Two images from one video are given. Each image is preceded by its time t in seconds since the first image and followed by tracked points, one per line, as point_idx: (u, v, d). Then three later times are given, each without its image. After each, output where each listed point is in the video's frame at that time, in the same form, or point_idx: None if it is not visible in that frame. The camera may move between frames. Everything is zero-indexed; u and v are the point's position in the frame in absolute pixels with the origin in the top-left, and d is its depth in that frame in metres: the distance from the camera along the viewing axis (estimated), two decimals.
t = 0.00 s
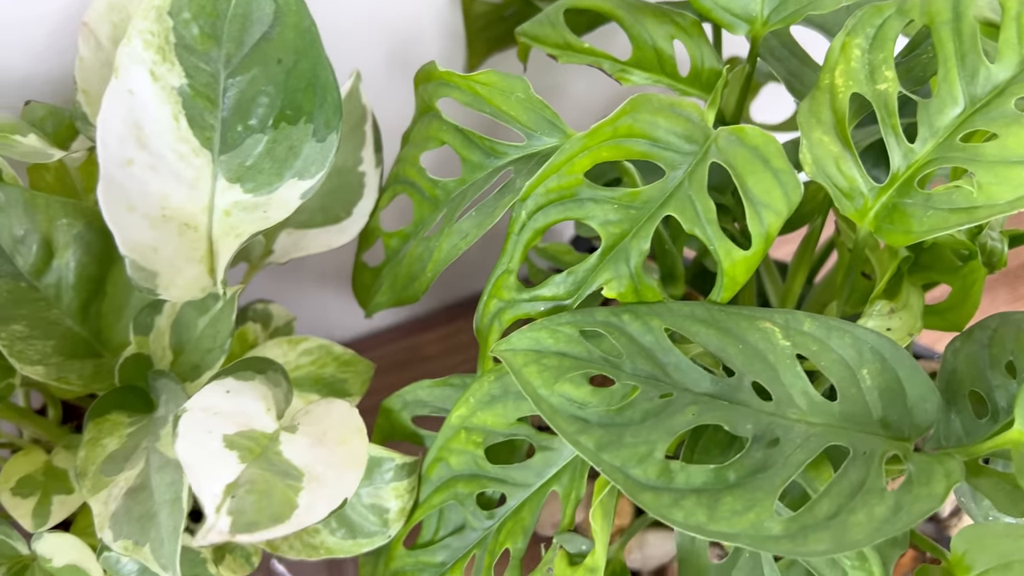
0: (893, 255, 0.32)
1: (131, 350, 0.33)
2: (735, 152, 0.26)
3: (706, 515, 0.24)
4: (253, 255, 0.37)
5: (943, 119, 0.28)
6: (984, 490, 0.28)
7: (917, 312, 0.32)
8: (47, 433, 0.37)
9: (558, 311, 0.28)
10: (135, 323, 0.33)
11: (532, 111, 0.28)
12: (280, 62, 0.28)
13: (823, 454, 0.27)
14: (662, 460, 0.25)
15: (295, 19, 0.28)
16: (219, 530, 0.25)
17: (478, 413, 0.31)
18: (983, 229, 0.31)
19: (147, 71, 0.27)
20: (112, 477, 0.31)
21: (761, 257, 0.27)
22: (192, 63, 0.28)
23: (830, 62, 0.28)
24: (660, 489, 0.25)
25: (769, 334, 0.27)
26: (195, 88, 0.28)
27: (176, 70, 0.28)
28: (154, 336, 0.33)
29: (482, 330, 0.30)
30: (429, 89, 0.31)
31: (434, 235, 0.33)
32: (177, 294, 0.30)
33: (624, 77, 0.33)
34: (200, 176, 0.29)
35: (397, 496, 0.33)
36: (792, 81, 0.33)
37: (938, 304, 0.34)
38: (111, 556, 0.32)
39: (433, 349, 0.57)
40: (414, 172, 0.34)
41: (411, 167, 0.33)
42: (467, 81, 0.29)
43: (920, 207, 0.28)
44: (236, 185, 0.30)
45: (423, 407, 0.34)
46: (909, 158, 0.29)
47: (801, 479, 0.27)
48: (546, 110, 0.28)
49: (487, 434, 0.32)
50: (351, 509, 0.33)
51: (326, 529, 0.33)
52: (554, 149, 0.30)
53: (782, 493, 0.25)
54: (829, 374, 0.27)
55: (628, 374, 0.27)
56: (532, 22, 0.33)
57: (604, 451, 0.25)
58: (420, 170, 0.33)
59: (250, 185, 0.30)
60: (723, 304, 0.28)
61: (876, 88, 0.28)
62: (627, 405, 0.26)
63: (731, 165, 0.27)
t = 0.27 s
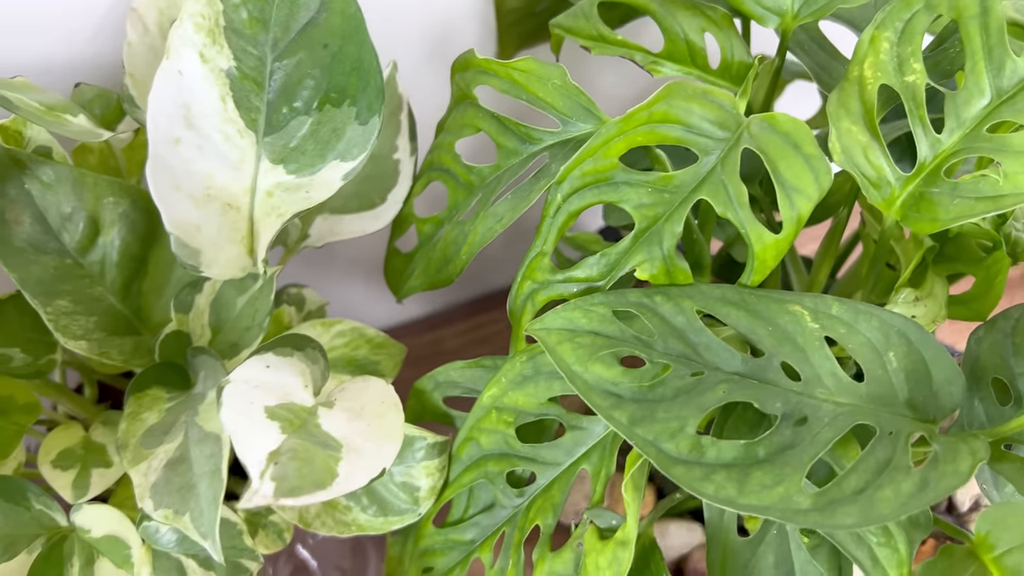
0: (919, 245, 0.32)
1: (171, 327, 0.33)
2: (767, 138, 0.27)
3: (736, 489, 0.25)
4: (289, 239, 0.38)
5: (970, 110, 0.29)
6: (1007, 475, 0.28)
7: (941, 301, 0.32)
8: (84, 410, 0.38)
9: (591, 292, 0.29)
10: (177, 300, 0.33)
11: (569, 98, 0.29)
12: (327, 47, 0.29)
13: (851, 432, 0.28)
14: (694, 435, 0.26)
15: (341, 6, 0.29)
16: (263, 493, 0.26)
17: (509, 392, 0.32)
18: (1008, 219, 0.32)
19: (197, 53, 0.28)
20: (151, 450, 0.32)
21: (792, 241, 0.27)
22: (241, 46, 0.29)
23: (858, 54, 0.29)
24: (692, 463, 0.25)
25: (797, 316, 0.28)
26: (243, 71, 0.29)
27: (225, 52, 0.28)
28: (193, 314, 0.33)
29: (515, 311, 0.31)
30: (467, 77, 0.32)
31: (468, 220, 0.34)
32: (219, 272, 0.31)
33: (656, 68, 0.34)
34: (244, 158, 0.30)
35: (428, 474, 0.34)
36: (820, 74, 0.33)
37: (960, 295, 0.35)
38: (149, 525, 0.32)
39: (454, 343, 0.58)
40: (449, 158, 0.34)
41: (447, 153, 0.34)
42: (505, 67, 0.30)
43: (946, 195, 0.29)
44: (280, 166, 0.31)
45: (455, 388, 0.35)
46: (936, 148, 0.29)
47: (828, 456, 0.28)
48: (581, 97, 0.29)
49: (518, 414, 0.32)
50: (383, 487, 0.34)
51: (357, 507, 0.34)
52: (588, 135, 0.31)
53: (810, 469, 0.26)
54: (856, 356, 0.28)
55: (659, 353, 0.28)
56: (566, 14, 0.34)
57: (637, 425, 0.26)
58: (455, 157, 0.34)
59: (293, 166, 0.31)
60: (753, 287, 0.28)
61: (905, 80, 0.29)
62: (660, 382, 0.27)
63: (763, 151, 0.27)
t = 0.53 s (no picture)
0: (937, 236, 0.33)
1: (207, 307, 0.34)
2: (793, 125, 0.28)
3: (761, 463, 0.26)
4: (321, 224, 0.38)
5: (990, 102, 0.30)
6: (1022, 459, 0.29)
7: (959, 290, 0.33)
8: (116, 389, 0.39)
9: (618, 275, 0.30)
10: (214, 280, 0.34)
11: (599, 85, 0.30)
12: (367, 33, 0.30)
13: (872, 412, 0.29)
14: (720, 410, 0.27)
15: None
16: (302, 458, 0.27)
17: (536, 373, 0.32)
18: None
19: (242, 37, 0.29)
20: (187, 423, 0.32)
21: (816, 225, 0.28)
22: (283, 31, 0.30)
23: (880, 48, 0.30)
24: (717, 437, 0.26)
25: (820, 299, 0.28)
26: (285, 55, 0.30)
27: (268, 37, 0.29)
28: (228, 294, 0.35)
29: (543, 293, 0.32)
30: (498, 66, 0.33)
31: (497, 207, 0.35)
32: (256, 252, 0.33)
33: (681, 61, 0.35)
34: (283, 140, 0.31)
35: (454, 453, 0.35)
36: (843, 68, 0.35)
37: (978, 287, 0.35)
38: (182, 497, 0.31)
39: (471, 338, 0.59)
40: (478, 147, 0.35)
41: (476, 142, 0.35)
42: (538, 56, 0.31)
43: (966, 184, 0.30)
44: (318, 150, 0.32)
45: (481, 370, 0.36)
46: (956, 139, 0.30)
47: (848, 434, 0.29)
48: (611, 85, 0.30)
49: (544, 395, 0.33)
50: (410, 465, 0.35)
51: (384, 485, 0.35)
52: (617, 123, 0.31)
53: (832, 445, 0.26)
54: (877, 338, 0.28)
55: (686, 332, 0.28)
56: (594, 8, 0.35)
57: (664, 400, 0.27)
58: (484, 146, 0.35)
59: (331, 149, 0.32)
60: (777, 272, 0.29)
61: (926, 73, 0.30)
62: (686, 360, 0.28)
63: (788, 137, 0.28)
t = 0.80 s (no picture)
0: (953, 227, 0.34)
1: (244, 287, 0.35)
2: (815, 114, 0.29)
3: (783, 438, 0.27)
4: (352, 211, 0.40)
5: (1007, 95, 0.31)
6: None
7: (975, 280, 0.34)
8: (148, 369, 0.40)
9: (645, 258, 0.31)
10: (250, 261, 0.35)
11: (627, 75, 0.31)
12: (404, 21, 0.31)
13: (890, 391, 0.30)
14: (743, 386, 0.28)
15: None
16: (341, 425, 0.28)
17: (561, 355, 0.33)
18: None
19: (284, 24, 0.30)
20: (223, 398, 0.33)
21: (838, 211, 0.29)
22: (324, 18, 0.30)
23: (900, 42, 0.31)
24: (740, 413, 0.27)
25: (841, 283, 0.29)
26: (325, 42, 0.31)
27: (309, 24, 0.30)
28: (264, 275, 0.35)
29: (570, 276, 0.33)
30: (528, 58, 0.34)
31: (525, 194, 0.36)
32: (293, 234, 0.34)
33: (706, 55, 0.36)
34: (321, 125, 0.32)
35: (480, 433, 0.36)
36: (862, 63, 0.36)
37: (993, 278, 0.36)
38: (216, 469, 0.32)
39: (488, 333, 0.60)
40: (505, 136, 0.36)
41: (504, 132, 0.36)
42: (568, 46, 0.31)
43: (983, 174, 0.31)
44: (354, 135, 0.33)
45: (506, 353, 0.37)
46: (974, 130, 0.31)
47: (868, 413, 0.30)
48: (640, 74, 0.31)
49: (568, 376, 0.34)
50: (436, 444, 0.36)
51: (411, 463, 0.36)
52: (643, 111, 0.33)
53: (852, 421, 0.27)
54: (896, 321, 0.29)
55: (709, 314, 0.29)
56: (622, 4, 0.36)
57: (690, 375, 0.28)
58: (512, 135, 0.36)
59: (367, 133, 0.33)
60: (799, 256, 0.30)
61: (945, 66, 0.31)
62: (710, 339, 0.29)
63: (812, 126, 0.29)
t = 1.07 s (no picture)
0: (970, 218, 0.36)
1: (281, 268, 0.37)
2: (839, 105, 0.30)
3: (807, 413, 0.28)
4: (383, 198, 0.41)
5: None
6: None
7: (991, 269, 0.36)
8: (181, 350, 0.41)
9: (672, 242, 0.32)
10: (287, 244, 0.37)
11: (656, 66, 0.32)
12: (444, 11, 0.32)
13: (910, 370, 0.31)
14: (769, 363, 0.29)
15: None
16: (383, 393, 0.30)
17: (587, 337, 0.34)
18: None
19: (328, 13, 0.31)
20: (261, 373, 0.35)
21: (860, 198, 0.30)
22: (366, 8, 0.31)
23: (921, 38, 0.32)
24: (766, 389, 0.28)
25: (862, 268, 0.30)
26: (367, 31, 0.32)
27: (352, 13, 0.31)
28: (301, 258, 0.37)
29: (598, 261, 0.34)
30: (560, 50, 0.35)
31: (554, 181, 0.37)
32: (332, 217, 0.35)
33: (730, 50, 0.36)
34: (360, 112, 0.33)
35: (506, 413, 0.37)
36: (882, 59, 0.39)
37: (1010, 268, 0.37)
38: (255, 442, 0.34)
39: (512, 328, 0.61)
40: (535, 128, 0.37)
41: (533, 123, 0.37)
42: (600, 38, 0.32)
43: (1001, 165, 0.32)
44: (392, 121, 0.34)
45: (533, 337, 0.38)
46: (991, 123, 0.32)
47: (889, 391, 0.31)
48: (669, 66, 0.32)
49: (594, 358, 0.35)
50: (464, 424, 0.37)
51: (439, 443, 0.38)
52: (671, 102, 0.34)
53: (871, 399, 0.29)
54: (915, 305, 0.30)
55: (735, 295, 0.30)
56: None
57: (718, 352, 0.29)
58: (541, 126, 0.37)
59: (405, 120, 0.34)
60: (822, 242, 0.31)
61: (964, 62, 0.32)
62: (737, 319, 0.30)
63: (836, 117, 0.30)
